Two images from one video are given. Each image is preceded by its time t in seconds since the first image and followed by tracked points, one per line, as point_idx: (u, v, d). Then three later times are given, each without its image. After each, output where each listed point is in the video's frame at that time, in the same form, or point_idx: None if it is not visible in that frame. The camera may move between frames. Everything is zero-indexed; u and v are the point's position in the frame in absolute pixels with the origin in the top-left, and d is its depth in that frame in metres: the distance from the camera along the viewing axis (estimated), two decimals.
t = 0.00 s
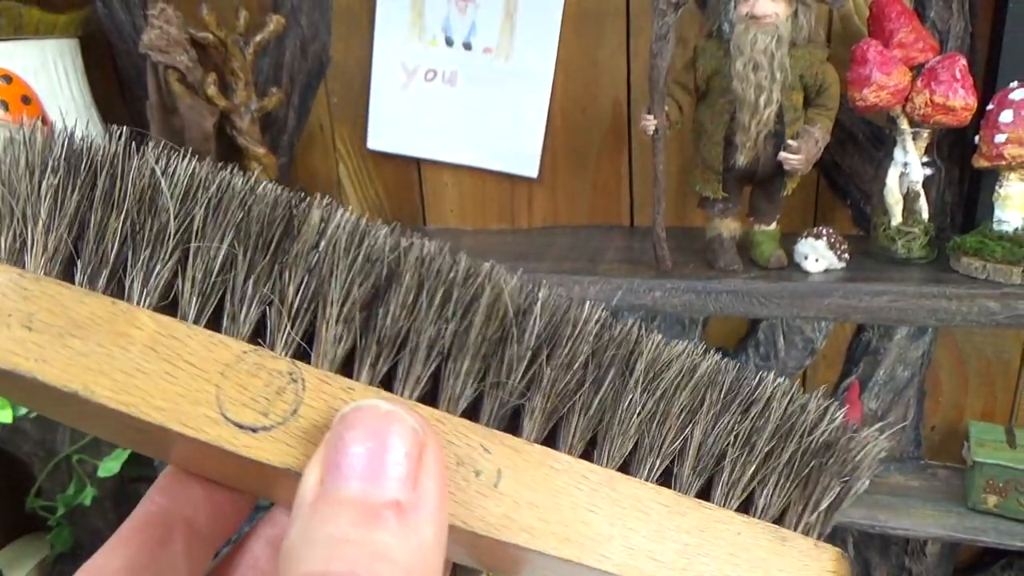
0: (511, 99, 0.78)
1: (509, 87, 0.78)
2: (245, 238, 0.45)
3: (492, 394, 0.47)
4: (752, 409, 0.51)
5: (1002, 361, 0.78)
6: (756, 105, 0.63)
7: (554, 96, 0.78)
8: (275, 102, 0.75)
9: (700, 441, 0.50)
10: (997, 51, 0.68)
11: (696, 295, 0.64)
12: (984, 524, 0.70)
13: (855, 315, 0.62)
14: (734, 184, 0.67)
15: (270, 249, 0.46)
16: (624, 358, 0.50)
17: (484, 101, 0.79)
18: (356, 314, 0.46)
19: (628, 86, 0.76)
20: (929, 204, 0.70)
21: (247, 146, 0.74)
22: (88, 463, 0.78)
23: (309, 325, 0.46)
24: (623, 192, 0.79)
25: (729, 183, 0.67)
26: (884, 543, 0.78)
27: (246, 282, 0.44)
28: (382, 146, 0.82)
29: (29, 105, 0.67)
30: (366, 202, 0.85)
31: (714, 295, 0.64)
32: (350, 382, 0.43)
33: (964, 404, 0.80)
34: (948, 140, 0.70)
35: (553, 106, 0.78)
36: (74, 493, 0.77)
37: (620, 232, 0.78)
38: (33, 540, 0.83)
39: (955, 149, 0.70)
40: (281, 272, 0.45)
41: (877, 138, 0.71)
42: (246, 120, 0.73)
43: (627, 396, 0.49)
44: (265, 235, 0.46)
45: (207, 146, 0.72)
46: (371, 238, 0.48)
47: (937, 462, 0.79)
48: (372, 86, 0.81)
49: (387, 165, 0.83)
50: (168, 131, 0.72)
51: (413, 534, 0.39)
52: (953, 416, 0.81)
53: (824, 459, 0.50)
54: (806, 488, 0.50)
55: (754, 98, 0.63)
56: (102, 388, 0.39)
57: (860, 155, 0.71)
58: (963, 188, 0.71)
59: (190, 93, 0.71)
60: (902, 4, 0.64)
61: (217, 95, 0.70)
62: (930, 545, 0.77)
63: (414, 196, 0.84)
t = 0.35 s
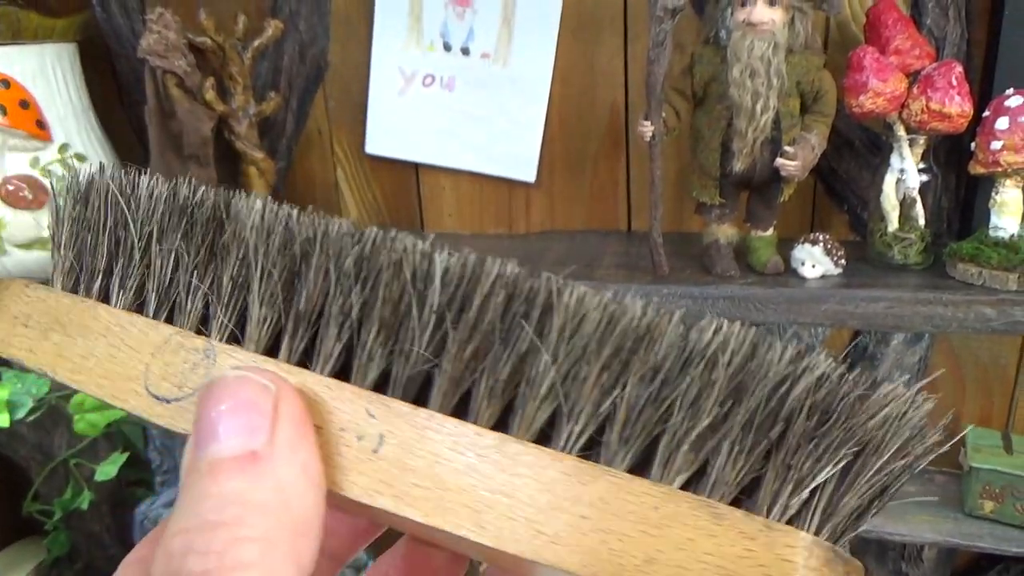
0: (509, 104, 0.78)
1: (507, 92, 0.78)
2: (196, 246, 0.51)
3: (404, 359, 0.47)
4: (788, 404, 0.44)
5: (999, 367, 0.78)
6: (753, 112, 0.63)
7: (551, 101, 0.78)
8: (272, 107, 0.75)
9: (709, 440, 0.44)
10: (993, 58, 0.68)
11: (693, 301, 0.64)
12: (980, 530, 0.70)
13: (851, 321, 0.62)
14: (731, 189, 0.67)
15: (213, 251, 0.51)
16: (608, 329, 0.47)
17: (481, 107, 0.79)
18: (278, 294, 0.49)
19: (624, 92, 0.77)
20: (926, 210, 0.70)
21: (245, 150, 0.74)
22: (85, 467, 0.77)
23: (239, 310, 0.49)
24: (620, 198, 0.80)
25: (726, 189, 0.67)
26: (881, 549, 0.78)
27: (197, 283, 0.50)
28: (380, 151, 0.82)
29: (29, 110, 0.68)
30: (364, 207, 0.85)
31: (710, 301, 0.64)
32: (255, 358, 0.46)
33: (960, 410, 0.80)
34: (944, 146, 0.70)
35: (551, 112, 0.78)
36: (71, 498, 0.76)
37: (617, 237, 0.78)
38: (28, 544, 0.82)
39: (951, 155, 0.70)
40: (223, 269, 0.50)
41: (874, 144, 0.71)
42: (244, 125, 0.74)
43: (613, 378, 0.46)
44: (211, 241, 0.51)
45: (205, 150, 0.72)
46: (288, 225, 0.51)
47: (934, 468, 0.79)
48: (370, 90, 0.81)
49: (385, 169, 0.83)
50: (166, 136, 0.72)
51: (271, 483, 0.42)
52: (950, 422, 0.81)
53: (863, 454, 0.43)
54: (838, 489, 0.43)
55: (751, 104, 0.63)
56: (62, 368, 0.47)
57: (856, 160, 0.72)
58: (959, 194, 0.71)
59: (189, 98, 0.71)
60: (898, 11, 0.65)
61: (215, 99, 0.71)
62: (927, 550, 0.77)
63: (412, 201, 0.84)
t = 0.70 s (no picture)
0: (505, 107, 0.78)
1: (503, 95, 0.78)
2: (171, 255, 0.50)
3: (309, 353, 0.44)
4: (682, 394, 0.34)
5: (994, 371, 0.78)
6: (748, 115, 0.63)
7: (547, 105, 0.78)
8: (268, 109, 0.75)
9: (565, 428, 0.36)
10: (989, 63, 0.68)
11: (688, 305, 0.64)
12: (975, 534, 0.70)
13: (847, 325, 0.62)
14: (727, 193, 0.67)
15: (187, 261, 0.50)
16: (453, 315, 0.40)
17: (477, 109, 0.79)
18: (236, 304, 0.47)
19: (620, 96, 0.77)
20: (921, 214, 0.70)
21: (240, 152, 0.74)
22: (79, 470, 0.77)
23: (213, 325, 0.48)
24: (616, 202, 0.79)
25: (722, 192, 0.67)
26: (877, 552, 0.78)
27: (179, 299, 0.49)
28: (375, 154, 0.82)
29: (23, 111, 0.68)
30: (360, 209, 0.84)
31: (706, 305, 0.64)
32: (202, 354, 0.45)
33: (956, 414, 0.80)
34: (940, 150, 0.70)
35: (547, 114, 0.78)
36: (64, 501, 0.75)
37: (613, 240, 0.78)
38: (21, 545, 0.82)
39: (947, 159, 0.70)
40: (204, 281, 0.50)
41: (870, 148, 0.71)
42: (239, 126, 0.73)
43: (469, 361, 0.39)
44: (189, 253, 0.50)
45: (200, 153, 0.72)
46: (248, 234, 0.48)
47: (929, 472, 0.79)
48: (366, 92, 0.81)
49: (381, 172, 0.83)
50: (161, 137, 0.72)
51: (177, 463, 0.43)
52: (946, 426, 0.81)
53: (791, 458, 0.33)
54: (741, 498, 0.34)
55: (746, 108, 0.63)
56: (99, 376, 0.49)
57: (853, 164, 0.71)
58: (955, 198, 0.71)
59: (183, 100, 0.70)
60: (894, 15, 0.65)
61: (210, 101, 0.71)
62: (923, 554, 0.77)
63: (408, 204, 0.84)
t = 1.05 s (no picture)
0: (503, 107, 0.78)
1: (500, 95, 0.78)
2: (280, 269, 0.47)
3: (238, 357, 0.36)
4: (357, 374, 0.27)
5: (993, 372, 0.78)
6: (746, 115, 0.63)
7: (545, 105, 0.78)
8: (265, 109, 0.75)
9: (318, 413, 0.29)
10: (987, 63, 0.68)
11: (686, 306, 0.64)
12: (974, 535, 0.69)
13: (844, 325, 0.62)
14: (725, 193, 0.67)
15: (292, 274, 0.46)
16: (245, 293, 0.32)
17: (475, 109, 0.79)
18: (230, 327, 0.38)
19: (618, 97, 0.77)
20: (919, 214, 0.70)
21: (237, 152, 0.73)
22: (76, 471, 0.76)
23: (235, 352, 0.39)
24: (614, 202, 0.80)
25: (719, 193, 0.67)
26: (875, 553, 0.78)
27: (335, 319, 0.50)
28: (372, 154, 0.81)
29: (19, 111, 0.68)
30: (357, 210, 0.84)
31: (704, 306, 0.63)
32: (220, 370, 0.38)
33: (954, 415, 0.80)
34: (938, 150, 0.70)
35: (545, 115, 0.78)
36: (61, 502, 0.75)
37: (611, 240, 0.78)
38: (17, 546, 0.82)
39: (946, 158, 0.70)
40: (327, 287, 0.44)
41: (867, 148, 0.71)
42: (236, 127, 0.73)
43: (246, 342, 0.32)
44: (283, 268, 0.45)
45: (197, 152, 0.72)
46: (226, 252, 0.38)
47: (927, 472, 0.79)
48: (362, 92, 0.80)
49: (378, 172, 0.83)
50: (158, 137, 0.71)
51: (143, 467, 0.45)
52: (944, 427, 0.80)
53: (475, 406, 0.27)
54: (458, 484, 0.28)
55: (744, 108, 0.63)
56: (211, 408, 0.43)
57: (850, 164, 0.72)
58: (954, 198, 0.71)
59: (180, 100, 0.70)
60: (892, 15, 0.65)
61: (207, 102, 0.71)
62: (921, 555, 0.77)
63: (406, 204, 0.83)
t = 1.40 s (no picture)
0: (501, 106, 0.78)
1: (498, 94, 0.78)
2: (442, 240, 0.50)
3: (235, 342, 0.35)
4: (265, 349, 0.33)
5: (990, 370, 0.78)
6: (743, 113, 0.63)
7: (542, 103, 0.78)
8: (262, 107, 0.75)
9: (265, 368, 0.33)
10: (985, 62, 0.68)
11: (683, 304, 0.63)
12: (971, 534, 0.69)
13: (842, 324, 0.62)
14: (723, 191, 0.67)
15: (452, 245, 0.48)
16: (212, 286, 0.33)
17: (472, 107, 0.78)
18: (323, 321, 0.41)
19: (616, 95, 0.76)
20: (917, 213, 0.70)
21: (234, 151, 0.73)
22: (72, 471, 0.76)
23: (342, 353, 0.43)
24: (611, 200, 0.79)
25: (717, 191, 0.67)
26: (873, 552, 0.77)
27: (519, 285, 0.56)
28: (370, 152, 0.81)
29: (14, 109, 0.67)
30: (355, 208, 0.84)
31: (701, 304, 0.63)
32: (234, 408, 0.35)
33: (952, 414, 0.80)
34: (936, 149, 0.70)
35: (541, 115, 0.78)
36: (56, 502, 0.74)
37: (608, 239, 0.78)
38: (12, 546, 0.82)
39: (943, 157, 0.70)
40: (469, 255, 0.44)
41: (865, 146, 0.71)
42: (233, 125, 0.72)
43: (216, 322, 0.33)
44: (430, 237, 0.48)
45: (192, 151, 0.71)
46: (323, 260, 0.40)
47: (925, 471, 0.79)
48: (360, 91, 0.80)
49: (375, 170, 0.83)
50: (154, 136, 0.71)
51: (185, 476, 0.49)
52: (942, 426, 0.80)
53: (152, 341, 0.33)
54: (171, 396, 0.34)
55: (741, 106, 0.63)
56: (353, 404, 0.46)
57: (848, 163, 0.71)
58: (951, 197, 0.71)
59: (176, 98, 0.70)
60: (890, 13, 0.65)
61: (204, 100, 0.70)
62: (919, 554, 0.77)
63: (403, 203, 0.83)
